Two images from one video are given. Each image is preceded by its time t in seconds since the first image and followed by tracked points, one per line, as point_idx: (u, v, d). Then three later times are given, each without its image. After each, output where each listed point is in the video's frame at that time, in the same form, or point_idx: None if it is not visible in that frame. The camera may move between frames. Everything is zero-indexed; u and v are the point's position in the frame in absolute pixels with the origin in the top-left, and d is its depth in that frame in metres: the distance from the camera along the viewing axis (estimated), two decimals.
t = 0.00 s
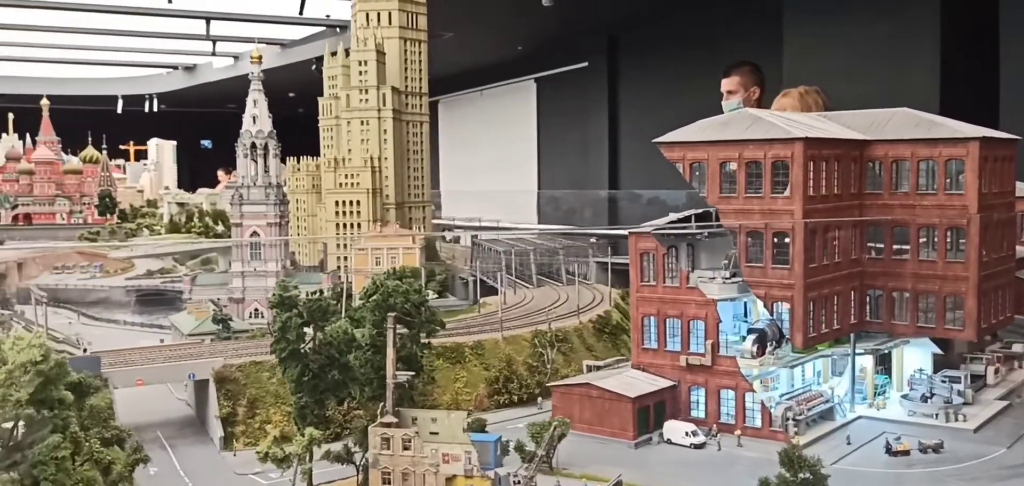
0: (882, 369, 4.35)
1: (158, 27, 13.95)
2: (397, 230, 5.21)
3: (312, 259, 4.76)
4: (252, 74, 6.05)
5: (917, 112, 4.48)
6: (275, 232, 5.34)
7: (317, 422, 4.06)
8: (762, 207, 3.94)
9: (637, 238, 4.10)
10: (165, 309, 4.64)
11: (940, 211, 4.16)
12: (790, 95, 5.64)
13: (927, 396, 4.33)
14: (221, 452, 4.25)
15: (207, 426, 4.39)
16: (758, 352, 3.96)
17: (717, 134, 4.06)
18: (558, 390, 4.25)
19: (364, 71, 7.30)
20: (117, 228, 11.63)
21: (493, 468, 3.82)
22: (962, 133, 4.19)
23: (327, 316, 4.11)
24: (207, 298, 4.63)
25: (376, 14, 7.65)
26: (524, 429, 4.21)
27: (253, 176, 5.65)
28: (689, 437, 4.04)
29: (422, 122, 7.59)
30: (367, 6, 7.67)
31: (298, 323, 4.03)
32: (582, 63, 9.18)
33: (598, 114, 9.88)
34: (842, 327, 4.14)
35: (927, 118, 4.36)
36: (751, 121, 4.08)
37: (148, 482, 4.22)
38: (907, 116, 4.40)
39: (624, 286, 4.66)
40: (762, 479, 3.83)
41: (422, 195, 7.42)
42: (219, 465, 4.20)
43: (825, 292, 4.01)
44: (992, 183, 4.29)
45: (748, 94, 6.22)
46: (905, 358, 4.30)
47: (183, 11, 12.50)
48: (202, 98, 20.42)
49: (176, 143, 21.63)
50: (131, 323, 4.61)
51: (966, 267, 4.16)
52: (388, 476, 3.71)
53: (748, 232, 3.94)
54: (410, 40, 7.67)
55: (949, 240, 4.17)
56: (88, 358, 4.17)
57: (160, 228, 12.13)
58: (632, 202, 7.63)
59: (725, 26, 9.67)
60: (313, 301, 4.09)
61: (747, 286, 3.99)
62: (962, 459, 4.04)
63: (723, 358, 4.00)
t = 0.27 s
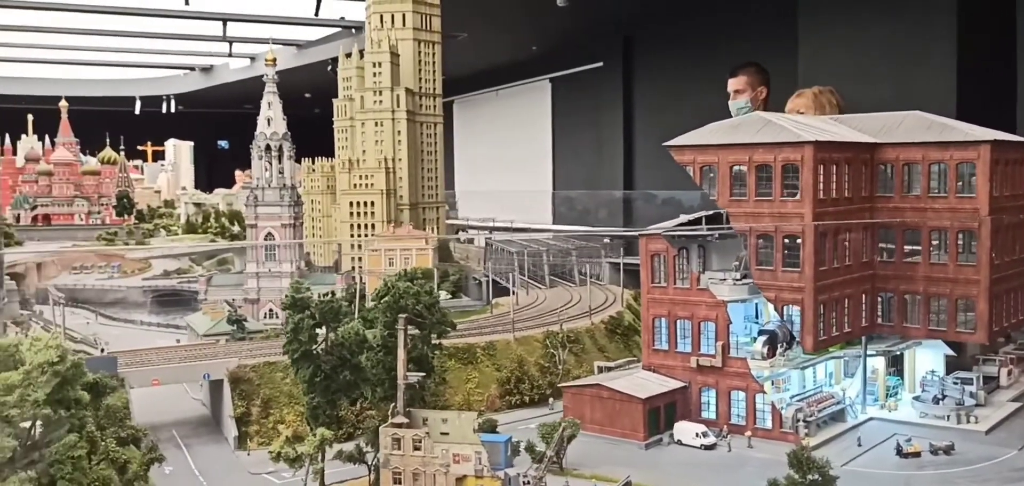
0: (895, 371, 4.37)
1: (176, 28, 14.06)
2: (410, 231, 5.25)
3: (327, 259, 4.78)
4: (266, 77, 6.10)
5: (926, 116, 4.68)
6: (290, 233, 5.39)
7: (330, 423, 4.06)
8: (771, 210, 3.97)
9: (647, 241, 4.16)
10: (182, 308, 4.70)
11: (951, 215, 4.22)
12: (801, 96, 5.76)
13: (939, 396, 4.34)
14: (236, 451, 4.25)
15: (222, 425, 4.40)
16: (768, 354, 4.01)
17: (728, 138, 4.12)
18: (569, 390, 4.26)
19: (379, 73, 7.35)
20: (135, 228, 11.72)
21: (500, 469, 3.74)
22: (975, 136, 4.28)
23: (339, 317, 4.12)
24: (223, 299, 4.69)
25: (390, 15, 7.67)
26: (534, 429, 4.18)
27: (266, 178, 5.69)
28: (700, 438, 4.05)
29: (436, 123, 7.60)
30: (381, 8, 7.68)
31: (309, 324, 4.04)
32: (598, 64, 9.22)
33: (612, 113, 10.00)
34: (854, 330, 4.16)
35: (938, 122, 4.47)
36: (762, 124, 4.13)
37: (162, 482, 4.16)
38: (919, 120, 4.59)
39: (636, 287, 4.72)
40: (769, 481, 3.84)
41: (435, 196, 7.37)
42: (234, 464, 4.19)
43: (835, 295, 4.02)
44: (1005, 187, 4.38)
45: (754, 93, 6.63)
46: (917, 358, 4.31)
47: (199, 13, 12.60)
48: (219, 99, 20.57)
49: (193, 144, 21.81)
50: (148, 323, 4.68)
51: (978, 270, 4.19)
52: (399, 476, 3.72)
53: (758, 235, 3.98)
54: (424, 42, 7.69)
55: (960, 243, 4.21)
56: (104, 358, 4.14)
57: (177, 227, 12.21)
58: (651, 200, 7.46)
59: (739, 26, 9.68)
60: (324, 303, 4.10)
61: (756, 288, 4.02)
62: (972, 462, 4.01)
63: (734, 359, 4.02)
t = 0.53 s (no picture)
0: (910, 372, 4.52)
1: (195, 30, 14.20)
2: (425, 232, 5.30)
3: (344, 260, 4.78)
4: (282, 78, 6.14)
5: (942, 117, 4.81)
6: (306, 234, 5.44)
7: (343, 423, 4.05)
8: (785, 213, 4.10)
9: (661, 242, 4.14)
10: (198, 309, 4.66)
11: (969, 218, 4.43)
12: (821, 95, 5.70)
13: (954, 399, 4.46)
14: (251, 452, 4.11)
15: (237, 425, 4.22)
16: (782, 354, 4.02)
17: (743, 141, 4.17)
18: (583, 391, 4.20)
19: (395, 74, 7.38)
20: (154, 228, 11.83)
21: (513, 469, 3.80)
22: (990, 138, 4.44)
23: (351, 318, 4.14)
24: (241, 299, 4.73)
25: (406, 17, 7.70)
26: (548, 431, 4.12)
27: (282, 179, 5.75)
28: (713, 439, 4.03)
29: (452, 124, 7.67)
30: (397, 9, 7.71)
31: (323, 326, 4.08)
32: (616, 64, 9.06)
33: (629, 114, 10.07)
34: (869, 332, 4.27)
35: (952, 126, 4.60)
36: (777, 128, 4.23)
37: (180, 481, 4.08)
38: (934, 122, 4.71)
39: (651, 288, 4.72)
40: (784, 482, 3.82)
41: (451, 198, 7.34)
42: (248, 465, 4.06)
43: (852, 296, 4.18)
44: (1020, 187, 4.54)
45: (773, 92, 6.68)
46: (932, 359, 4.50)
47: (218, 14, 12.70)
48: (237, 100, 20.73)
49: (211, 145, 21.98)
50: (165, 323, 4.67)
51: (994, 273, 4.44)
52: (412, 476, 3.74)
53: (772, 237, 4.09)
54: (439, 43, 7.73)
55: (976, 245, 4.45)
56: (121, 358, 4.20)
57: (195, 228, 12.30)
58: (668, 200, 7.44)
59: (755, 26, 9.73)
60: (338, 304, 4.12)
61: (770, 289, 4.08)
62: (989, 463, 4.09)
63: (748, 360, 4.00)
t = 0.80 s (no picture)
0: (924, 374, 4.49)
1: (210, 32, 14.29)
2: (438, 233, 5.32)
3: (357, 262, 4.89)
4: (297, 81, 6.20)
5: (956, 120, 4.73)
6: (319, 236, 5.48)
7: (357, 424, 4.07)
8: (797, 217, 4.06)
9: (673, 244, 4.09)
10: (213, 313, 4.68)
11: (981, 222, 4.41)
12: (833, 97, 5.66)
13: (966, 402, 4.49)
14: (266, 452, 4.14)
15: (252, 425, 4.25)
16: (793, 357, 4.01)
17: (755, 146, 4.15)
18: (595, 393, 4.21)
19: (408, 76, 7.41)
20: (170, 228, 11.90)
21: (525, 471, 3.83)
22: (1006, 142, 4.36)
23: (367, 321, 4.21)
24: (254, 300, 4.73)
25: (418, 18, 7.68)
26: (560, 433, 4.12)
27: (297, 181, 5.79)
28: (724, 441, 4.06)
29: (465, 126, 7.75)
30: (410, 10, 7.69)
31: (338, 329, 4.16)
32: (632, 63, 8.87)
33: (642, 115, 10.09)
34: (882, 337, 4.30)
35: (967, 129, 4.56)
36: (789, 132, 4.19)
37: (195, 482, 4.12)
38: (948, 126, 4.65)
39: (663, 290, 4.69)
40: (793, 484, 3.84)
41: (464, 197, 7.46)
42: (263, 466, 4.11)
43: (864, 300, 4.19)
44: None
45: (792, 92, 6.63)
46: (945, 362, 4.49)
47: (233, 16, 12.77)
48: (251, 102, 20.84)
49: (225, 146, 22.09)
50: (179, 324, 4.67)
51: (1006, 278, 4.41)
52: (425, 478, 3.77)
53: (784, 242, 4.02)
54: (453, 44, 7.78)
55: (989, 250, 4.40)
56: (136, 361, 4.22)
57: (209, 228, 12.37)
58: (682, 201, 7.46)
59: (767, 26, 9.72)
60: (353, 307, 4.20)
61: (780, 292, 4.05)
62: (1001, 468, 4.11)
63: (760, 363, 4.00)
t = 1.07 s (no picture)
0: (917, 377, 4.52)
1: (213, 28, 14.33)
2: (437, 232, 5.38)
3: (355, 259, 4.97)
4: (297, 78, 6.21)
5: (954, 129, 4.86)
6: (320, 234, 5.54)
7: (352, 421, 4.08)
8: (793, 221, 4.20)
9: (670, 245, 4.12)
10: (211, 307, 4.71)
11: (976, 228, 4.42)
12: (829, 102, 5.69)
13: (960, 404, 4.50)
14: (262, 448, 4.16)
15: (247, 421, 4.29)
16: (789, 359, 4.04)
17: (752, 151, 4.31)
18: (592, 392, 4.14)
19: (409, 74, 7.38)
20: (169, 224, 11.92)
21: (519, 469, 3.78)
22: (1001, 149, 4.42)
23: (362, 318, 4.19)
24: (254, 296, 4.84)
25: (420, 17, 7.70)
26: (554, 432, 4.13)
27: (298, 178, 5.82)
28: (719, 442, 4.06)
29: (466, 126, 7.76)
30: (412, 9, 7.70)
31: (334, 325, 4.14)
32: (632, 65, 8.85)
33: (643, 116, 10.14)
34: (876, 341, 4.37)
35: (963, 136, 4.66)
36: (785, 138, 4.33)
37: (190, 478, 4.03)
38: (944, 134, 4.79)
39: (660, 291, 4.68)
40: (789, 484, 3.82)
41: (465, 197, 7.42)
42: (258, 462, 4.09)
43: (858, 304, 4.26)
44: None
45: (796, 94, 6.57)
46: (940, 365, 4.49)
47: (235, 12, 12.81)
48: (253, 99, 20.88)
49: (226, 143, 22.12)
50: (178, 319, 4.66)
51: (1000, 284, 4.40)
52: (419, 475, 3.76)
53: (780, 245, 4.16)
54: (454, 44, 7.77)
55: (984, 255, 4.41)
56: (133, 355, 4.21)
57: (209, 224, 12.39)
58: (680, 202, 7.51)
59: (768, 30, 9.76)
60: (350, 304, 4.18)
61: (775, 295, 4.14)
62: (994, 470, 4.11)
63: (755, 364, 4.02)
